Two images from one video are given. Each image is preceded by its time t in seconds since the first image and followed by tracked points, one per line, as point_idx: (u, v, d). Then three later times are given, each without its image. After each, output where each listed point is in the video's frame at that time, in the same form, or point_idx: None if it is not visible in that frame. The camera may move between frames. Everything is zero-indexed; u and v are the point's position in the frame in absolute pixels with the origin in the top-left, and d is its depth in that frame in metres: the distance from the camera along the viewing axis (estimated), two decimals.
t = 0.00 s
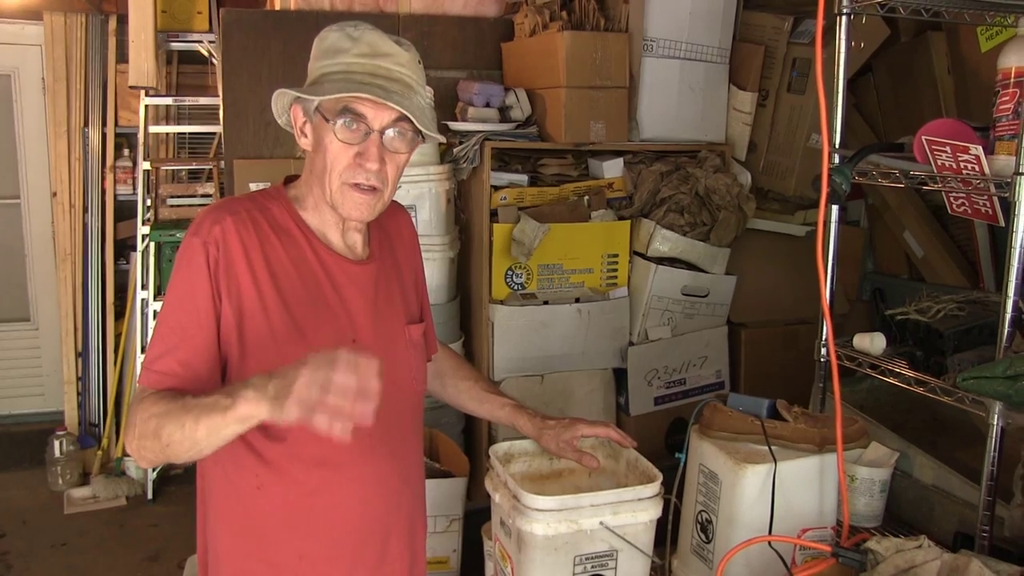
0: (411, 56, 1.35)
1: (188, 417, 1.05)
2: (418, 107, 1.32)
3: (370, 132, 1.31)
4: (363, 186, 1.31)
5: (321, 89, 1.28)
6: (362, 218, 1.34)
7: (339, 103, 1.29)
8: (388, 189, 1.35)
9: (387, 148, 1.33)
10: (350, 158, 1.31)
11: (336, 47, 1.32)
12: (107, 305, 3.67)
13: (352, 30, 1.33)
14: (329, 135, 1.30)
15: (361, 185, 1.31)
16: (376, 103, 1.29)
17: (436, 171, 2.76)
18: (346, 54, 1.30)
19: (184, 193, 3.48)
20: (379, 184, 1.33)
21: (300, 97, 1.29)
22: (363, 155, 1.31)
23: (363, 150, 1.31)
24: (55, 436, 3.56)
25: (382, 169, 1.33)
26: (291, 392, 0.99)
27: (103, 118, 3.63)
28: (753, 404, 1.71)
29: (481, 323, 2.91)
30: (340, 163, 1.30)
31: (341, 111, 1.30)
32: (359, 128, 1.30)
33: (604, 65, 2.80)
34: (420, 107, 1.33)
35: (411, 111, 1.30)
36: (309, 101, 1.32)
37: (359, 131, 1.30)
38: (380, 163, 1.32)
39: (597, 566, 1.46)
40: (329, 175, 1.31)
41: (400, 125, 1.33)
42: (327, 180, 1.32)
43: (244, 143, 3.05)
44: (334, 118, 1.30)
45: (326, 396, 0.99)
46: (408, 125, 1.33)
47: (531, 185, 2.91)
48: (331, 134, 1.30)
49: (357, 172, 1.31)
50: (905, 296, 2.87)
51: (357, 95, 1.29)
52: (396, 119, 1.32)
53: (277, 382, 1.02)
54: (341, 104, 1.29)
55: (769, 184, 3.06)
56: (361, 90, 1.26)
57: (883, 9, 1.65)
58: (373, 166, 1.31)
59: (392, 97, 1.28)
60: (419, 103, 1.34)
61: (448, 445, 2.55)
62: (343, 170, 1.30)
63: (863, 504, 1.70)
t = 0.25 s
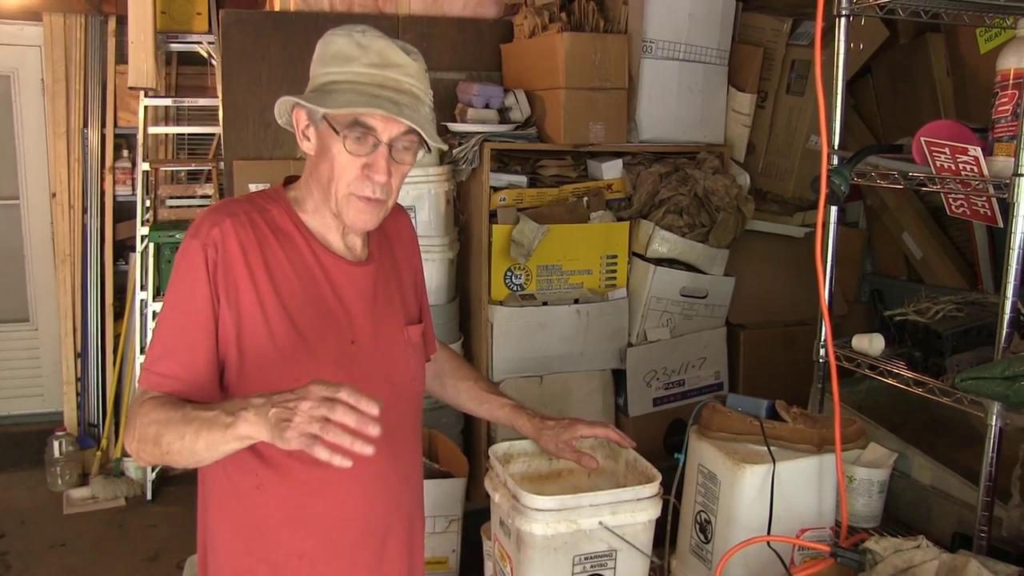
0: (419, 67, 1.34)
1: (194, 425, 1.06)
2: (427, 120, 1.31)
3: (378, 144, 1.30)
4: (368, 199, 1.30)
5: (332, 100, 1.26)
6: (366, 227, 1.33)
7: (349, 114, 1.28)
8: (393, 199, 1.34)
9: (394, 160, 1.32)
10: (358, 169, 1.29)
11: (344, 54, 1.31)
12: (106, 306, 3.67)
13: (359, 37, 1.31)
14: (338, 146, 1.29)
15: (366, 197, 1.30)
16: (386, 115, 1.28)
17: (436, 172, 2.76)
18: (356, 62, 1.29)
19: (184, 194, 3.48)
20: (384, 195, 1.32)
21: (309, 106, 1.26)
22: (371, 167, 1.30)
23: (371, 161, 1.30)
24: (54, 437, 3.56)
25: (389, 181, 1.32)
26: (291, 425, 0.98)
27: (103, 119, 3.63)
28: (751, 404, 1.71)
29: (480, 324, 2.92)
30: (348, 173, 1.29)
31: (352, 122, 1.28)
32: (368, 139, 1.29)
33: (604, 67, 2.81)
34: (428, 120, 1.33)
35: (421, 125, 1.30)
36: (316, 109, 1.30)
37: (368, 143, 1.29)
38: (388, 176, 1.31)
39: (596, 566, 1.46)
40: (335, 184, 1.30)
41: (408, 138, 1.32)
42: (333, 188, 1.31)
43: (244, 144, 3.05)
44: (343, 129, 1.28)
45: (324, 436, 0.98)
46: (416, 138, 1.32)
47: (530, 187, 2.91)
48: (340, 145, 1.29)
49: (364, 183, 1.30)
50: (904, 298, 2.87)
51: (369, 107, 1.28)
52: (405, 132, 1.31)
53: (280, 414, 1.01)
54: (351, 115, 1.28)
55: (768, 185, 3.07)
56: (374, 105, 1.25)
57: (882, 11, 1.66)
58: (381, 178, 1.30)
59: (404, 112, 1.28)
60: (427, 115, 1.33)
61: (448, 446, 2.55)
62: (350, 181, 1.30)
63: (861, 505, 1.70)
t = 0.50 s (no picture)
0: (427, 83, 1.32)
1: (214, 458, 1.09)
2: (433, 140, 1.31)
3: (384, 164, 1.29)
4: (370, 214, 1.31)
5: (338, 120, 1.25)
6: (366, 239, 1.33)
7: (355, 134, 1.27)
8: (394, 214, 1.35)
9: (399, 177, 1.32)
10: (362, 184, 1.30)
11: (351, 68, 1.28)
12: (106, 308, 3.67)
13: (368, 50, 1.28)
14: (344, 165, 1.28)
15: (368, 212, 1.31)
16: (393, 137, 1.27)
17: (436, 175, 2.77)
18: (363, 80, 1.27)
19: (184, 196, 3.49)
20: (387, 210, 1.32)
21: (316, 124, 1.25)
22: (375, 185, 1.30)
23: (375, 180, 1.30)
24: (53, 439, 3.56)
25: (392, 197, 1.32)
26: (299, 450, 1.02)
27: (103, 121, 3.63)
28: (751, 407, 1.71)
29: (480, 326, 2.92)
30: (352, 189, 1.30)
31: (358, 142, 1.27)
32: (374, 159, 1.28)
33: (603, 70, 2.81)
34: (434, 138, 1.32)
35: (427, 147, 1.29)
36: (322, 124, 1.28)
37: (373, 162, 1.29)
38: (392, 195, 1.32)
39: (596, 568, 1.46)
40: (338, 198, 1.30)
41: (414, 156, 1.31)
42: (336, 201, 1.31)
43: (244, 146, 3.06)
44: (349, 149, 1.28)
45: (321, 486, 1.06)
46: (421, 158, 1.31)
47: (530, 189, 2.92)
48: (345, 163, 1.28)
49: (368, 200, 1.30)
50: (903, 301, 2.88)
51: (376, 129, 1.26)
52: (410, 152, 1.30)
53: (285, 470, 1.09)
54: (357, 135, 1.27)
55: (768, 188, 3.07)
56: (382, 130, 1.24)
57: (881, 14, 1.67)
58: (384, 197, 1.31)
59: (411, 134, 1.26)
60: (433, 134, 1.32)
61: (448, 449, 2.55)
62: (353, 197, 1.30)
63: (862, 507, 1.70)
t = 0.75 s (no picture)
0: (428, 82, 1.32)
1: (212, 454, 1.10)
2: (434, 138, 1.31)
3: (384, 163, 1.29)
4: (370, 214, 1.31)
5: (339, 119, 1.24)
6: (366, 239, 1.33)
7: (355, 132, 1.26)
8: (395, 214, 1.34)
9: (399, 176, 1.31)
10: (362, 184, 1.29)
11: (351, 66, 1.28)
12: (107, 306, 3.67)
13: (368, 48, 1.28)
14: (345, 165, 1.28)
15: (368, 210, 1.31)
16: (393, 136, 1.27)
17: (437, 173, 2.77)
18: (363, 77, 1.27)
19: (184, 194, 3.48)
20: (388, 209, 1.32)
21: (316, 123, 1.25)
22: (376, 184, 1.30)
23: (376, 178, 1.29)
24: (54, 437, 3.56)
25: (393, 196, 1.32)
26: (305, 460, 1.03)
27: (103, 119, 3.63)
28: (752, 405, 1.71)
29: (481, 324, 2.92)
30: (353, 188, 1.29)
31: (358, 141, 1.27)
32: (374, 158, 1.28)
33: (604, 67, 2.81)
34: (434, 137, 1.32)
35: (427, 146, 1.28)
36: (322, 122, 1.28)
37: (373, 161, 1.28)
38: (393, 194, 1.31)
39: (597, 565, 1.46)
40: (339, 197, 1.30)
41: (415, 155, 1.31)
42: (336, 199, 1.31)
43: (244, 145, 3.05)
44: (349, 147, 1.27)
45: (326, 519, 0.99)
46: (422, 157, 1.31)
47: (530, 187, 2.92)
48: (345, 163, 1.28)
49: (368, 199, 1.30)
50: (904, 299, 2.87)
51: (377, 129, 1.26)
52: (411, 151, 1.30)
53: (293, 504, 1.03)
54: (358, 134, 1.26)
55: (769, 186, 3.07)
56: (383, 128, 1.24)
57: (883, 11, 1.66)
58: (385, 196, 1.31)
59: (411, 133, 1.26)
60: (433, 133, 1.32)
61: (448, 447, 2.55)
62: (354, 196, 1.30)
63: (862, 505, 1.70)
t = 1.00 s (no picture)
0: (429, 80, 1.32)
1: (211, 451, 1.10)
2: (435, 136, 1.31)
3: (384, 161, 1.29)
4: (370, 211, 1.31)
5: (339, 117, 1.24)
6: (367, 236, 1.33)
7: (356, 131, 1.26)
8: (395, 211, 1.34)
9: (400, 174, 1.31)
10: (363, 182, 1.29)
11: (352, 65, 1.28)
12: (107, 305, 3.67)
13: (369, 46, 1.28)
14: (346, 164, 1.28)
15: (368, 209, 1.31)
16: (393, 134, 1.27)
17: (437, 172, 2.77)
18: (364, 75, 1.27)
19: (184, 193, 3.48)
20: (389, 207, 1.32)
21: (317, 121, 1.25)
22: (376, 182, 1.30)
23: (376, 177, 1.29)
24: (55, 436, 3.56)
25: (393, 194, 1.32)
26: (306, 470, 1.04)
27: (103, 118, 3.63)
28: (752, 403, 1.72)
29: (481, 323, 2.92)
30: (353, 186, 1.29)
31: (359, 139, 1.27)
32: (375, 156, 1.28)
33: (604, 66, 2.81)
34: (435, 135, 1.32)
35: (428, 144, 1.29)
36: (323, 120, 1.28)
37: (374, 159, 1.28)
38: (393, 192, 1.31)
39: (598, 564, 1.46)
40: (339, 195, 1.30)
41: (415, 153, 1.31)
42: (336, 197, 1.31)
43: (245, 144, 3.05)
44: (350, 146, 1.27)
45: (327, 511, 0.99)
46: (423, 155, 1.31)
47: (531, 186, 2.92)
48: (346, 161, 1.28)
49: (368, 197, 1.30)
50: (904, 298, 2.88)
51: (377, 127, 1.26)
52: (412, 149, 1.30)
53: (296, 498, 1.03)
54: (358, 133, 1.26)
55: (769, 184, 3.07)
56: (384, 127, 1.24)
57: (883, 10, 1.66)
58: (386, 194, 1.31)
59: (411, 131, 1.26)
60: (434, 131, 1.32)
61: (449, 445, 2.56)
62: (354, 194, 1.30)
63: (863, 503, 1.70)
